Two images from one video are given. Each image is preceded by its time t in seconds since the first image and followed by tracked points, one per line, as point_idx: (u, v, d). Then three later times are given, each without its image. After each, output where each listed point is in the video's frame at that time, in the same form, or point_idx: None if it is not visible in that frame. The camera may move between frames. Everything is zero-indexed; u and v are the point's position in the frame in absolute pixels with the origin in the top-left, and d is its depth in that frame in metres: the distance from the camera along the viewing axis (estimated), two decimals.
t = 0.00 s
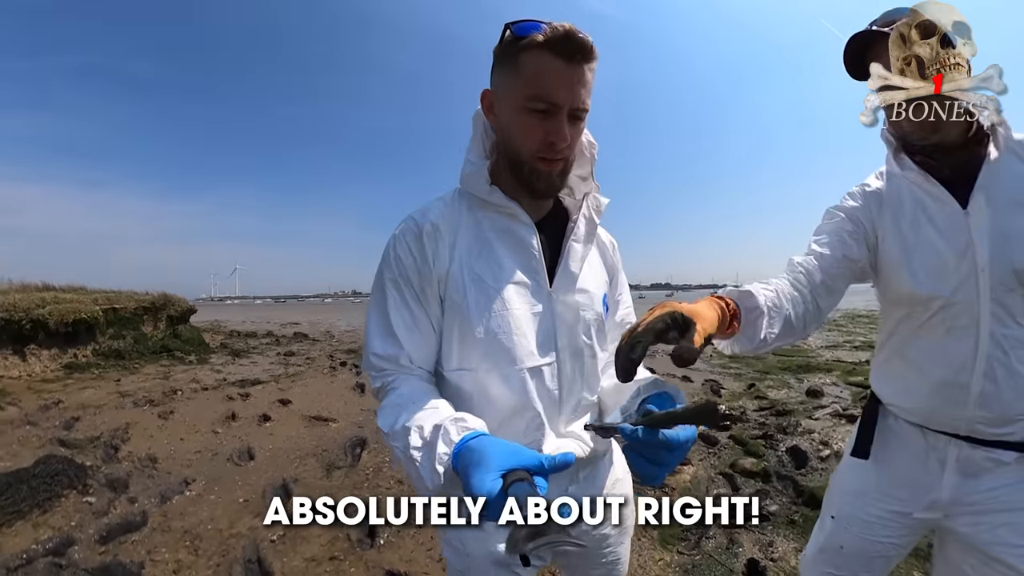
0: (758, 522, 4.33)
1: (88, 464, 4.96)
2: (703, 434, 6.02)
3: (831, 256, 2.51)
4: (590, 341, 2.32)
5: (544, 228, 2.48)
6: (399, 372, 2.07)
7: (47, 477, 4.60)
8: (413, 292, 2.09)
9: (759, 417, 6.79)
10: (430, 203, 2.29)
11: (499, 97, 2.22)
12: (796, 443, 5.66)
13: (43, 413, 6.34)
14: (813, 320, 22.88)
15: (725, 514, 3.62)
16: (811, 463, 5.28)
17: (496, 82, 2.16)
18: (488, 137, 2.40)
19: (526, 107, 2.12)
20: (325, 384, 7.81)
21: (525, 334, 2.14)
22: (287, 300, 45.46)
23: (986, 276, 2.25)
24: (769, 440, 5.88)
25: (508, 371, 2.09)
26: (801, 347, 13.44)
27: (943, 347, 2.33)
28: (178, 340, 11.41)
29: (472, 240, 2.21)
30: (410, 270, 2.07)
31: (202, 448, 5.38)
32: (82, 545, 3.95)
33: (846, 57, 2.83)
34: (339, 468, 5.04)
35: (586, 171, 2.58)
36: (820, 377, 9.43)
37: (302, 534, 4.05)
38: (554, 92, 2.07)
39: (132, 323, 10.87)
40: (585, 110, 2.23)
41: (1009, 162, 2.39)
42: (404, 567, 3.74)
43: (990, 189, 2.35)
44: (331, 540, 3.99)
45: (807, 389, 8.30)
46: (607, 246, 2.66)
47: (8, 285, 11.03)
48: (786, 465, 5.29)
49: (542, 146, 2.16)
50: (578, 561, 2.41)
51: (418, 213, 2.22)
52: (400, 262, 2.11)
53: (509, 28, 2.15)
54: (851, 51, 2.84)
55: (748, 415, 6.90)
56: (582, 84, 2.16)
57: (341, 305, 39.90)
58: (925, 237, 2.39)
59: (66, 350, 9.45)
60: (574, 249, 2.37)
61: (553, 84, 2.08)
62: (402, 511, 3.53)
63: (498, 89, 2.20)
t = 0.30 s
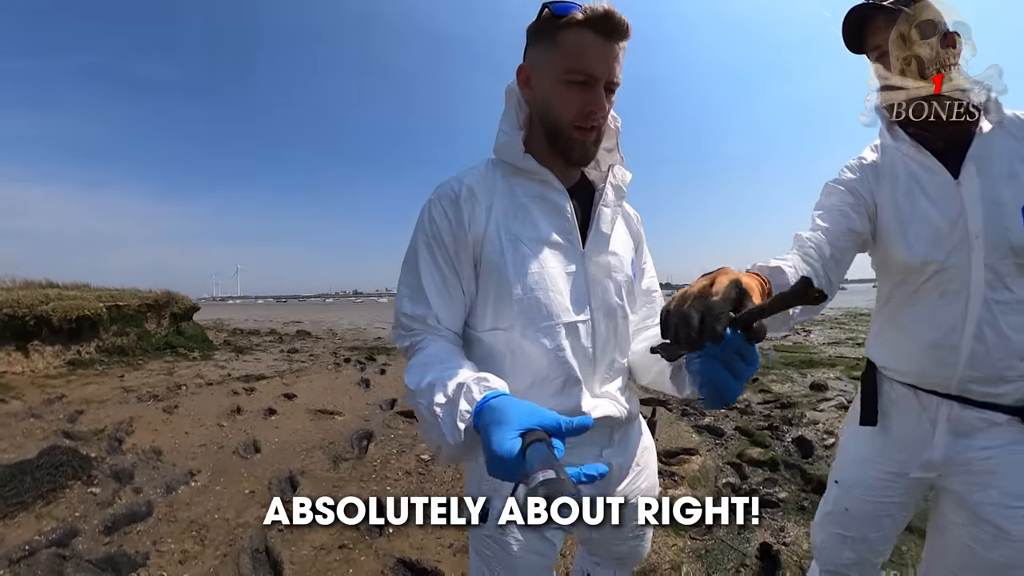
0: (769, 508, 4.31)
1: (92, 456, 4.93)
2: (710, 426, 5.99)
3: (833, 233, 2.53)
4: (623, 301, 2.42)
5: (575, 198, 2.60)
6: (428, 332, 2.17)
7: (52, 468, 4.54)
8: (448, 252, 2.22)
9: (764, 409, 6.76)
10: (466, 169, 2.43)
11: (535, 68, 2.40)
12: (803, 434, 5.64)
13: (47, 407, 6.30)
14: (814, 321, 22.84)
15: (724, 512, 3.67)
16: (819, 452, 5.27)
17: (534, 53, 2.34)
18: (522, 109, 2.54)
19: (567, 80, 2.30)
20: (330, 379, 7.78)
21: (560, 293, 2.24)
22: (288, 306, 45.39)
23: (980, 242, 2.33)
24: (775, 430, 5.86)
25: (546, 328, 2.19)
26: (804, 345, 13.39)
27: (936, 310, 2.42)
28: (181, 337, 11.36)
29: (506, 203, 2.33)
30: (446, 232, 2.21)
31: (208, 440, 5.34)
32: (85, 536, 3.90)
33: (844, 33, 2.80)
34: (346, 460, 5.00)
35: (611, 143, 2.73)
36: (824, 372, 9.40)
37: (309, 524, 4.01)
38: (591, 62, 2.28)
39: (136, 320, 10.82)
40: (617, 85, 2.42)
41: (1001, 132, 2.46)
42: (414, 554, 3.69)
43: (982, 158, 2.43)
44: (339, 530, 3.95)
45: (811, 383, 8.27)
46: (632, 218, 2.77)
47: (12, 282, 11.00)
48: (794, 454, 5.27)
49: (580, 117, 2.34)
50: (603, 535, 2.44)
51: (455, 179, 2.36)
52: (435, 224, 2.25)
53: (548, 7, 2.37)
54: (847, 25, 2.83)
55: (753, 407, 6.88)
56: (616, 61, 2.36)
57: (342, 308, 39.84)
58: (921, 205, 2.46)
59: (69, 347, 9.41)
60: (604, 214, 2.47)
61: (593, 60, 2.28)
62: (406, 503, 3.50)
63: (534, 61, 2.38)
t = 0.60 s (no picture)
0: (769, 510, 4.31)
1: (94, 456, 4.95)
2: (710, 427, 5.98)
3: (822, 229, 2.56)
4: (621, 305, 2.43)
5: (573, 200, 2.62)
6: (423, 335, 2.17)
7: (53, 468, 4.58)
8: (442, 255, 2.23)
9: (765, 410, 6.75)
10: (464, 171, 2.44)
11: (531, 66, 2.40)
12: (803, 434, 5.63)
13: (48, 407, 6.32)
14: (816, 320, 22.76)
15: (725, 512, 3.67)
16: (819, 452, 5.26)
17: (531, 51, 2.34)
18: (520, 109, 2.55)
19: (565, 76, 2.31)
20: (330, 379, 7.79)
21: (558, 296, 2.25)
22: (290, 305, 45.46)
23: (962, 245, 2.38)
24: (775, 431, 5.86)
25: (544, 332, 2.19)
26: (805, 344, 13.36)
27: (919, 312, 2.46)
28: (182, 337, 11.38)
29: (504, 204, 2.34)
30: (441, 235, 2.22)
31: (209, 441, 5.35)
32: (87, 536, 3.92)
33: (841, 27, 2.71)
34: (347, 460, 5.00)
35: (611, 142, 2.74)
36: (826, 372, 9.38)
37: (310, 524, 4.02)
38: (589, 58, 2.28)
39: (137, 320, 10.84)
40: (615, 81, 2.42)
41: (987, 140, 2.53)
42: (414, 555, 3.69)
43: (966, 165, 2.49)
44: (339, 530, 3.96)
45: (811, 383, 8.26)
46: (631, 221, 2.78)
47: (15, 282, 11.05)
48: (794, 455, 5.26)
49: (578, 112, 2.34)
50: (603, 540, 2.44)
51: (453, 179, 2.37)
52: (432, 227, 2.26)
53: (543, 5, 2.37)
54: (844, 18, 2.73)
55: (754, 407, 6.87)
56: (613, 55, 2.36)
57: (344, 307, 39.89)
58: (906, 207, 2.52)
59: (71, 347, 9.44)
60: (604, 216, 2.48)
61: (589, 54, 2.28)
62: (407, 501, 3.51)
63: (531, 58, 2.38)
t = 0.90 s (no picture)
0: (768, 511, 4.32)
1: (94, 457, 4.97)
2: (710, 427, 5.99)
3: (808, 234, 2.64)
4: (613, 307, 2.45)
5: (568, 201, 2.65)
6: (414, 338, 2.19)
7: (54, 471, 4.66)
8: (433, 258, 2.24)
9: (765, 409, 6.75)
10: (455, 173, 2.44)
11: (523, 65, 2.41)
12: (802, 434, 5.63)
13: (49, 407, 6.35)
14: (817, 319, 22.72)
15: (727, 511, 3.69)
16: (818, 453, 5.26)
17: (522, 51, 2.36)
18: (511, 110, 2.54)
19: (557, 76, 2.32)
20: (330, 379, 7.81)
21: (549, 299, 2.25)
22: (292, 304, 45.52)
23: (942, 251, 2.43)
24: (775, 431, 5.86)
25: (535, 336, 2.19)
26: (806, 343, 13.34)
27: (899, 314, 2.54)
28: (183, 337, 11.40)
29: (495, 206, 2.34)
30: (432, 238, 2.23)
31: (209, 441, 5.36)
32: (87, 536, 3.94)
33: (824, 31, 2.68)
34: (345, 461, 5.01)
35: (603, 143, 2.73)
36: (826, 372, 9.36)
37: (308, 525, 4.03)
38: (580, 57, 2.29)
39: (138, 321, 10.87)
40: (606, 80, 2.43)
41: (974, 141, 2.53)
42: (412, 556, 3.69)
43: (950, 168, 2.51)
44: (337, 530, 3.97)
45: (811, 382, 8.25)
46: (626, 221, 2.83)
47: (16, 283, 11.11)
48: (793, 455, 5.26)
49: (571, 110, 2.34)
50: (599, 541, 2.44)
51: (443, 182, 2.38)
52: (422, 229, 2.27)
53: (535, 5, 2.39)
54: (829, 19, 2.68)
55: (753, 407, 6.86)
56: (605, 55, 2.38)
57: (345, 307, 39.94)
58: (890, 210, 2.57)
59: (72, 347, 9.49)
60: (597, 220, 2.54)
61: (580, 53, 2.29)
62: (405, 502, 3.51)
63: (523, 57, 2.40)
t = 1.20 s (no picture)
0: (765, 512, 4.33)
1: (93, 458, 4.99)
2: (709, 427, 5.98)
3: (791, 233, 2.87)
4: (606, 307, 2.48)
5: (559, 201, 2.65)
6: (405, 341, 2.22)
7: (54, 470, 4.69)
8: (423, 259, 2.26)
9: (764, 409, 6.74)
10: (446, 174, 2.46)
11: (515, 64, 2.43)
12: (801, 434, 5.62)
13: (49, 408, 6.38)
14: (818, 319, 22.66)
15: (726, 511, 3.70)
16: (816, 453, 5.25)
17: (515, 51, 2.38)
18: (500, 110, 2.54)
19: (550, 76, 2.34)
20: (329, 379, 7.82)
21: (538, 299, 2.26)
22: (292, 305, 45.57)
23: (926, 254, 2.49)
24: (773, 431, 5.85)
25: (524, 337, 2.21)
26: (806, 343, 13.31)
27: (881, 313, 2.66)
28: (183, 337, 11.41)
29: (485, 207, 2.36)
30: (421, 239, 2.26)
31: (208, 441, 5.38)
32: (86, 536, 3.96)
33: (813, 27, 2.70)
34: (344, 461, 5.02)
35: (595, 142, 2.74)
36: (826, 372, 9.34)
37: (307, 525, 4.05)
38: (573, 56, 2.32)
39: (137, 321, 10.88)
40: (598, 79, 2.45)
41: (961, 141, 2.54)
42: (409, 556, 3.70)
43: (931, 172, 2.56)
44: (335, 531, 3.99)
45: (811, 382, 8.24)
46: (617, 220, 2.83)
47: (17, 284, 11.14)
48: (791, 455, 5.26)
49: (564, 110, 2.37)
50: (591, 544, 2.47)
51: (433, 183, 2.40)
52: (411, 231, 2.29)
53: (527, 5, 2.40)
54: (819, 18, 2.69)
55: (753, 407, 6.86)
56: (597, 55, 2.40)
57: (346, 307, 39.97)
58: (876, 209, 2.69)
59: (72, 347, 9.51)
60: (587, 219, 2.53)
61: (573, 53, 2.31)
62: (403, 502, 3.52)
63: (516, 56, 2.41)
